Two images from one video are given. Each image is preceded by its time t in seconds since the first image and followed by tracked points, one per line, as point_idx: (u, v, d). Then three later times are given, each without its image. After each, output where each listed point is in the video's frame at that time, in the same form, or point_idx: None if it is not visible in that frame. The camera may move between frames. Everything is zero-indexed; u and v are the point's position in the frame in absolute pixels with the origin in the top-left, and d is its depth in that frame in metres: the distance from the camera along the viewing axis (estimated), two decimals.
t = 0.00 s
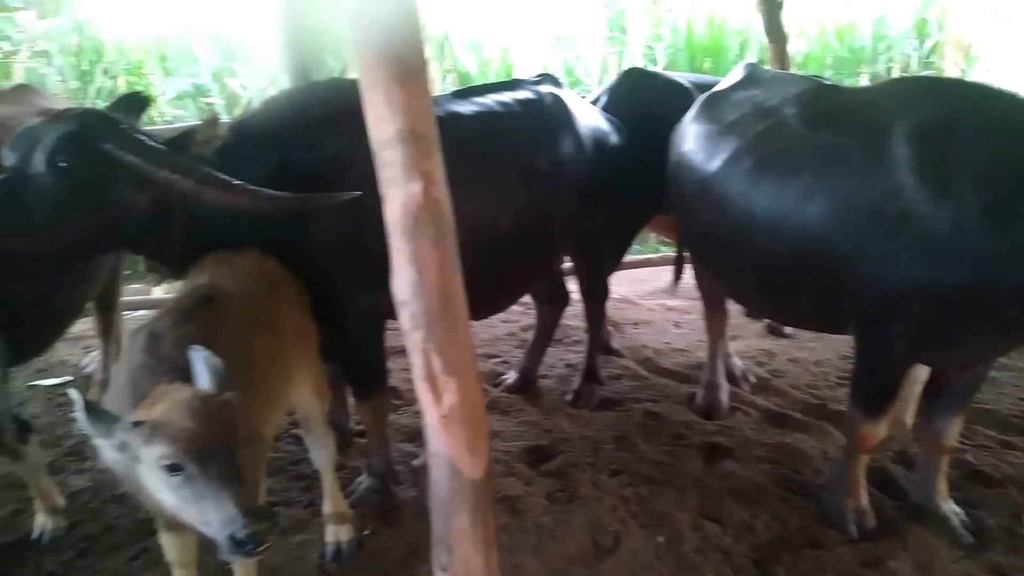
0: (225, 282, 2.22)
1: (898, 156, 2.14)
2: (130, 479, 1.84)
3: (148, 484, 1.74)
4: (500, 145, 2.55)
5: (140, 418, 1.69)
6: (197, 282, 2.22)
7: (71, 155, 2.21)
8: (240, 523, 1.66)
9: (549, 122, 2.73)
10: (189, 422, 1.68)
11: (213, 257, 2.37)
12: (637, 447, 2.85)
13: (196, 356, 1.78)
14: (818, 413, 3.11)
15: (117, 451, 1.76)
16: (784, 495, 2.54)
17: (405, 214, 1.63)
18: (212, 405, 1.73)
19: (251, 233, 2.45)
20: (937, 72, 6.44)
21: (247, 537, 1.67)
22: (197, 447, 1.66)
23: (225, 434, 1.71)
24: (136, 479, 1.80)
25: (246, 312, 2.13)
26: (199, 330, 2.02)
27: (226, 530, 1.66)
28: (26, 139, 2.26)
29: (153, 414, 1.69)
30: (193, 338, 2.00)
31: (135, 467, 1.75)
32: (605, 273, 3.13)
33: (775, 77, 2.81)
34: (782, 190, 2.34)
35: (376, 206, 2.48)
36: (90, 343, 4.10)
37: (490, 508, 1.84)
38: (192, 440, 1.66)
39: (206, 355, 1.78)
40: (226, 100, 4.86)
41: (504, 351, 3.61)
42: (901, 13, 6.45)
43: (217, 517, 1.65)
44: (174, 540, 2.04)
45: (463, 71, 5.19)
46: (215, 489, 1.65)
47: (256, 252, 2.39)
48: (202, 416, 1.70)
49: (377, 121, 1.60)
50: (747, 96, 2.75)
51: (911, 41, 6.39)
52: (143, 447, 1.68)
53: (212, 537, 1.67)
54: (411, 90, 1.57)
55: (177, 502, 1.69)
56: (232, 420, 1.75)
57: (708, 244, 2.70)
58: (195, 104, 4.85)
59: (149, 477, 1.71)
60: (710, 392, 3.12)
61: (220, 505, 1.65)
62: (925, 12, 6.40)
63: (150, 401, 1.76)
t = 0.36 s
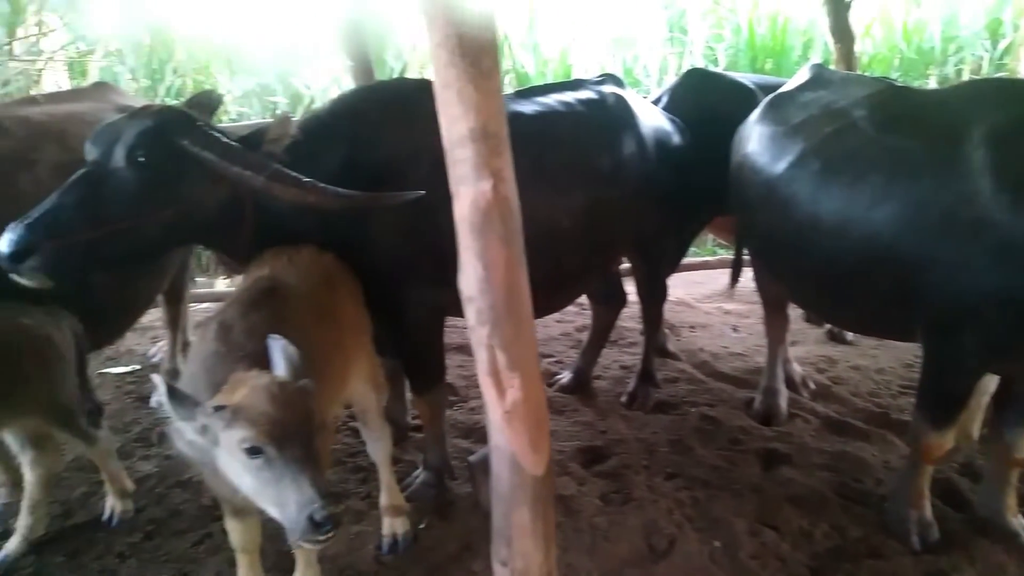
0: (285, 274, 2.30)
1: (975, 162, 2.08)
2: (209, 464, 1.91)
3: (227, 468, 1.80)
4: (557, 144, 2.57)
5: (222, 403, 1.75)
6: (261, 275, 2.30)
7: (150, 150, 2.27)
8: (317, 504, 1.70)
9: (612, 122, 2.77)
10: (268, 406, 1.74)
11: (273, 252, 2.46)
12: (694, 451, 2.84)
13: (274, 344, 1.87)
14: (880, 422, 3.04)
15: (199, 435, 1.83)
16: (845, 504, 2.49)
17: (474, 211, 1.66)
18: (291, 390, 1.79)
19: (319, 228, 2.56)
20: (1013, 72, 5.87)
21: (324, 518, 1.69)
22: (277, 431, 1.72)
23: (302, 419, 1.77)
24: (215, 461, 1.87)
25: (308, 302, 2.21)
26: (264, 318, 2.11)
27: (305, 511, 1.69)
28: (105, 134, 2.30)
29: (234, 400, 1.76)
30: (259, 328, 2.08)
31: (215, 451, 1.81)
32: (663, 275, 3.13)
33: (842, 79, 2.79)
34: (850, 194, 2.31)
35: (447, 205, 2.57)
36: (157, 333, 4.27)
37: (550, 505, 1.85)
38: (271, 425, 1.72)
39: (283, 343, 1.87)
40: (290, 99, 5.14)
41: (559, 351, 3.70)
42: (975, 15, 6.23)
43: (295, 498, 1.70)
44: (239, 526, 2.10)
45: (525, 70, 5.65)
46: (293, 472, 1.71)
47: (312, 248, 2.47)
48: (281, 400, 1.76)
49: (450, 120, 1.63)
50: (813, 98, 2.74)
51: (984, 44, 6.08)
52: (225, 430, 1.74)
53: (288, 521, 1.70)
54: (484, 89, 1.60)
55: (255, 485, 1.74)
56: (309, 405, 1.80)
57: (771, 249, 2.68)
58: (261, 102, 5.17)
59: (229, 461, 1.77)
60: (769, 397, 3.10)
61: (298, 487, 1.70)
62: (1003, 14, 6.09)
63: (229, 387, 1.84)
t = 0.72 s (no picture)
0: (318, 267, 2.36)
1: None
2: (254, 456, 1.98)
3: (267, 459, 1.86)
4: (598, 146, 2.63)
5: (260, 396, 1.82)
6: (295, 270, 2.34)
7: (201, 148, 2.33)
8: (343, 504, 1.71)
9: (652, 124, 2.81)
10: (303, 404, 1.77)
11: (302, 247, 2.51)
12: (730, 456, 2.84)
13: (328, 341, 1.94)
14: (921, 430, 3.00)
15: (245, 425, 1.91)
16: (885, 513, 2.46)
17: (519, 212, 1.67)
18: (330, 386, 1.82)
19: (363, 226, 2.62)
20: None
21: (348, 517, 1.70)
22: (309, 430, 1.75)
23: (337, 416, 1.79)
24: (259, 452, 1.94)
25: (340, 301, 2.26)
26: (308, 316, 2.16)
27: (330, 509, 1.71)
28: (157, 132, 2.37)
29: (276, 394, 1.81)
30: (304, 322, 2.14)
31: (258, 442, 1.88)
32: (701, 277, 3.15)
33: (890, 80, 2.76)
34: (897, 198, 2.28)
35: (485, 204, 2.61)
36: (199, 328, 4.37)
37: (589, 504, 1.85)
38: (306, 421, 1.75)
39: (336, 340, 1.94)
40: (330, 99, 5.34)
41: (595, 353, 3.78)
42: None
43: (323, 495, 1.72)
44: (283, 516, 2.15)
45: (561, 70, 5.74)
46: (325, 468, 1.73)
47: (341, 244, 2.53)
48: (319, 396, 1.79)
49: (496, 122, 1.65)
50: (860, 100, 2.71)
51: None
52: (264, 424, 1.80)
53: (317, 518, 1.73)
54: (532, 91, 1.62)
55: (291, 478, 1.79)
56: (347, 402, 1.83)
57: (815, 253, 2.65)
58: (303, 101, 5.37)
59: (269, 452, 1.83)
60: (808, 403, 3.07)
61: (327, 485, 1.72)
62: None
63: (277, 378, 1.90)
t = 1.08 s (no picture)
0: (355, 267, 2.44)
1: None
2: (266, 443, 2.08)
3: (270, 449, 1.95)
4: (623, 148, 2.65)
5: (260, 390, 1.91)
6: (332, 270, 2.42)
7: (228, 148, 2.35)
8: (326, 504, 1.79)
9: (674, 126, 2.83)
10: (303, 400, 1.83)
11: (340, 245, 2.62)
12: (750, 460, 2.97)
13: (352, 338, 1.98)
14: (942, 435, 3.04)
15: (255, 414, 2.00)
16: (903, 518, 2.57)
17: (546, 214, 1.68)
18: (335, 385, 1.88)
19: (387, 227, 2.64)
20: None
21: (330, 517, 1.78)
22: (306, 427, 1.81)
23: (336, 415, 1.84)
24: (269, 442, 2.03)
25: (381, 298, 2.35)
26: (341, 314, 2.24)
27: (314, 507, 1.80)
28: (185, 132, 2.39)
29: (281, 385, 1.89)
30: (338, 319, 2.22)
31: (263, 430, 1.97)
32: (723, 279, 3.15)
33: (912, 84, 2.81)
34: (924, 200, 2.29)
35: (503, 202, 2.60)
36: (220, 327, 4.42)
37: (612, 506, 1.85)
38: (303, 418, 1.81)
39: (359, 339, 1.97)
40: (351, 100, 5.38)
41: (615, 356, 3.81)
42: None
43: (308, 492, 1.81)
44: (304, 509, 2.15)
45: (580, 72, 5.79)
46: (314, 467, 1.80)
47: (383, 245, 2.61)
48: (321, 394, 1.85)
49: (524, 124, 1.66)
50: (881, 103, 2.76)
51: None
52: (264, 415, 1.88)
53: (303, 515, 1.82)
54: (560, 94, 1.62)
55: (286, 471, 1.88)
56: (348, 401, 1.89)
57: (837, 253, 2.71)
58: (323, 103, 5.42)
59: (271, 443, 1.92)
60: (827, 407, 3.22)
61: (313, 484, 1.80)
62: None
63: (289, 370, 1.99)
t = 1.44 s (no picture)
0: (399, 260, 2.48)
1: None
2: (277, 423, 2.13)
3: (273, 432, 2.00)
4: (634, 146, 2.65)
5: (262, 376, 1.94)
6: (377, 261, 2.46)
7: (238, 143, 2.37)
8: (307, 500, 1.83)
9: (685, 125, 2.82)
10: (302, 391, 1.86)
11: (384, 234, 2.66)
12: (760, 460, 2.97)
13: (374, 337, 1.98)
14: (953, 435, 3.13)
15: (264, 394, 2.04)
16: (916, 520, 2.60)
17: (557, 212, 1.68)
18: (337, 381, 1.90)
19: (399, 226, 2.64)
20: None
21: (307, 514, 1.83)
22: (301, 418, 1.85)
23: (330, 410, 1.87)
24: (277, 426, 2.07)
25: (414, 293, 2.36)
26: (366, 309, 2.26)
27: (298, 500, 1.85)
28: (196, 127, 2.41)
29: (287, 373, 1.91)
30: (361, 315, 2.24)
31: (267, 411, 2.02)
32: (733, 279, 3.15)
33: (926, 83, 2.80)
34: (934, 200, 2.28)
35: (513, 204, 2.62)
36: (230, 325, 4.44)
37: (623, 505, 1.86)
38: (299, 409, 1.85)
39: (380, 340, 1.96)
40: (360, 99, 5.43)
41: (624, 355, 3.82)
42: None
43: (296, 485, 1.85)
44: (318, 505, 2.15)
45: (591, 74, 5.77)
46: (305, 463, 1.84)
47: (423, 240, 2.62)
48: (322, 388, 1.87)
49: (537, 122, 1.66)
50: (894, 103, 2.75)
51: None
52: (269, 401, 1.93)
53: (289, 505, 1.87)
54: (573, 92, 1.62)
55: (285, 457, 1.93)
56: (347, 398, 1.90)
57: (849, 254, 2.69)
58: (333, 102, 5.46)
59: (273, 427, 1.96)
60: (838, 407, 3.23)
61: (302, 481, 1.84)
62: None
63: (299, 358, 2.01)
